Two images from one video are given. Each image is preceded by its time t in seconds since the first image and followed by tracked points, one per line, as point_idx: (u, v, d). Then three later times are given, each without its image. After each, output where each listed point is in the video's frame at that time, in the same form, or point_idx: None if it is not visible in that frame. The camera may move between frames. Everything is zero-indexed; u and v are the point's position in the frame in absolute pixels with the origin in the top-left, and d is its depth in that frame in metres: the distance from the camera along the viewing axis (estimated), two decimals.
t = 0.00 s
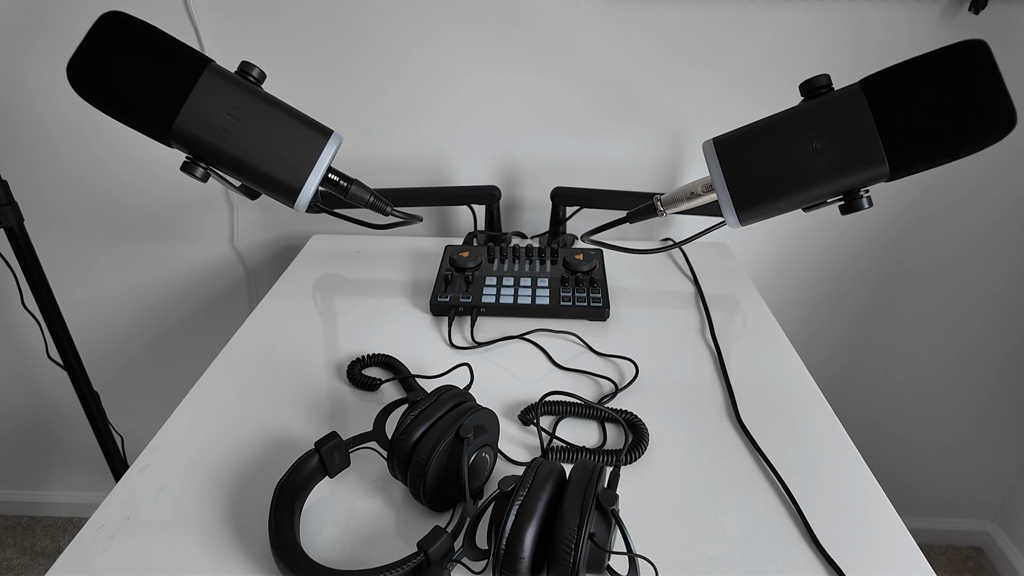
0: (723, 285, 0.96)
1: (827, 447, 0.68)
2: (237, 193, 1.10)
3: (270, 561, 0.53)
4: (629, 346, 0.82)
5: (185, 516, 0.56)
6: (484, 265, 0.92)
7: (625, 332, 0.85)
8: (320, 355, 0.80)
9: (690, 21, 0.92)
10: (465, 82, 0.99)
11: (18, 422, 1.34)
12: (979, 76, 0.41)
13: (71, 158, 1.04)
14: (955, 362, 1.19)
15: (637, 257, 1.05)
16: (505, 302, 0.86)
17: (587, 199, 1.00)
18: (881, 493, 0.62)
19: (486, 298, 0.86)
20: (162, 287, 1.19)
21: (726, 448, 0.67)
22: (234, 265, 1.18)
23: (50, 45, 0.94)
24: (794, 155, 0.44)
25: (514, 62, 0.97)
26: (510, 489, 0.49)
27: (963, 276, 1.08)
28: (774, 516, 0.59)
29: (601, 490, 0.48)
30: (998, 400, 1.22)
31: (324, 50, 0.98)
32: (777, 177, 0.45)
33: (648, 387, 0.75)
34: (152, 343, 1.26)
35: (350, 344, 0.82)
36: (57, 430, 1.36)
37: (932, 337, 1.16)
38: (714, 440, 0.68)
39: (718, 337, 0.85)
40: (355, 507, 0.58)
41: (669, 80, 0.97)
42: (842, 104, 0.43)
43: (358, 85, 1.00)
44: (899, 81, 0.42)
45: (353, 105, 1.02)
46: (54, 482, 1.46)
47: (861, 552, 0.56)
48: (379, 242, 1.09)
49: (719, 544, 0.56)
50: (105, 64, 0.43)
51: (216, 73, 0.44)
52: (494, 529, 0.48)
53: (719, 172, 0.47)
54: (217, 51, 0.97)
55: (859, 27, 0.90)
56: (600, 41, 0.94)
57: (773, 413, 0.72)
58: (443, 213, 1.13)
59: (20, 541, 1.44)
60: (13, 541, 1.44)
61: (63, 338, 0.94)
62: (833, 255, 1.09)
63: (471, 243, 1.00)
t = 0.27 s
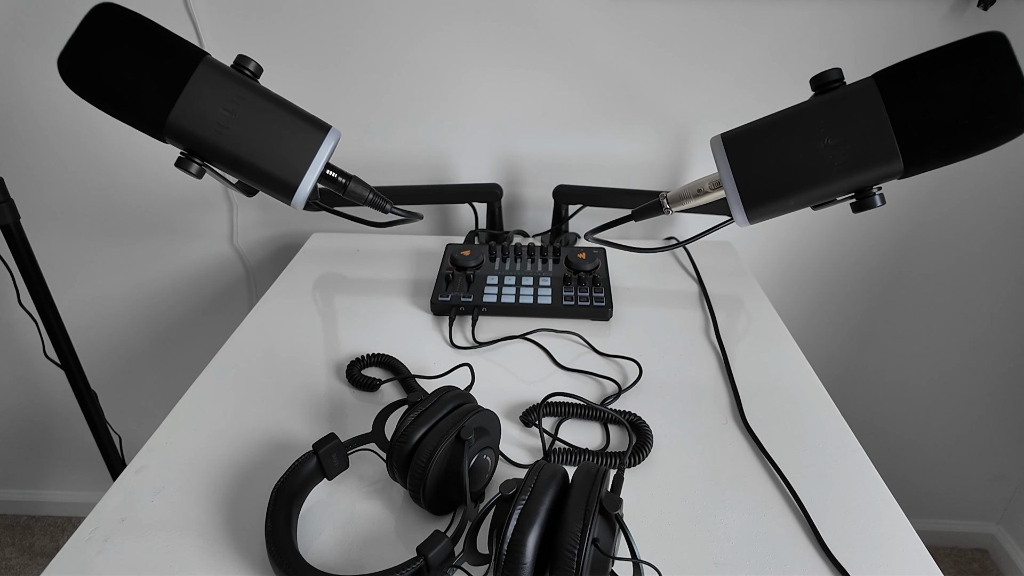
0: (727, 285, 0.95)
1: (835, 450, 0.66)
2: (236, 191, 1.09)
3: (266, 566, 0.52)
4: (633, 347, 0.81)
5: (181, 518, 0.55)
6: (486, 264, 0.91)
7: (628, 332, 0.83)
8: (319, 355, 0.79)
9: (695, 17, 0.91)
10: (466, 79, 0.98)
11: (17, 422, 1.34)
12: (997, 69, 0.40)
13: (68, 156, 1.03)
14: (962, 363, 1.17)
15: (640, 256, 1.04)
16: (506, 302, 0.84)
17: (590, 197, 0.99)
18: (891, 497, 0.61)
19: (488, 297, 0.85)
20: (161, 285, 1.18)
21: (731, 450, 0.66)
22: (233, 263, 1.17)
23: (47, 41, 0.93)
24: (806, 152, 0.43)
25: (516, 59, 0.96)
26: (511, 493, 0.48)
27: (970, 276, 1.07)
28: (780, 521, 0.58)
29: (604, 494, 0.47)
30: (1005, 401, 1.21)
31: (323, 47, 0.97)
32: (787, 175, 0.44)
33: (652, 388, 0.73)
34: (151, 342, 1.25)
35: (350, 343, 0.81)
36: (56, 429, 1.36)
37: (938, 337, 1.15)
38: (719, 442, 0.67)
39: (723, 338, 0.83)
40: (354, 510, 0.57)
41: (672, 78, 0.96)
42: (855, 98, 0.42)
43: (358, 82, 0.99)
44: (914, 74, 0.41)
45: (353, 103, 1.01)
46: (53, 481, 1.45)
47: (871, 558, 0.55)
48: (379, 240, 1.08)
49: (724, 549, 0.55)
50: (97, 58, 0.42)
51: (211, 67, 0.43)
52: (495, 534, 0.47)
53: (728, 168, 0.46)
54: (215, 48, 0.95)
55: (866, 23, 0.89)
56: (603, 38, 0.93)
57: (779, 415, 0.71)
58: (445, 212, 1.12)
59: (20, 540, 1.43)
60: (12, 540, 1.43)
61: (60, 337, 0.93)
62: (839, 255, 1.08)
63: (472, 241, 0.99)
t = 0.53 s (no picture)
0: (729, 284, 0.94)
1: (839, 451, 0.65)
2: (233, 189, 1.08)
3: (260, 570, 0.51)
4: (634, 347, 0.80)
5: (175, 522, 0.54)
6: (485, 263, 0.90)
7: (629, 332, 0.83)
8: (316, 355, 0.78)
9: (697, 13, 0.90)
10: (465, 76, 0.97)
11: (12, 421, 1.33)
12: (1009, 63, 0.39)
13: (63, 154, 1.02)
14: (965, 363, 1.16)
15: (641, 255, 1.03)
16: (506, 301, 0.83)
17: (590, 195, 0.98)
18: (896, 500, 0.60)
19: (487, 296, 0.84)
20: (157, 284, 1.17)
21: (734, 452, 0.65)
22: (230, 262, 1.16)
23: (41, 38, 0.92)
24: (812, 147, 0.42)
25: (515, 56, 0.95)
26: (510, 497, 0.47)
27: (974, 275, 1.06)
28: (783, 524, 0.57)
29: (605, 498, 0.46)
30: (1008, 401, 1.20)
31: (321, 43, 0.95)
32: (793, 171, 0.43)
33: (653, 389, 0.72)
34: (148, 341, 1.24)
35: (347, 343, 0.81)
36: (52, 429, 1.35)
37: (942, 336, 1.14)
38: (721, 444, 0.66)
39: (725, 338, 0.82)
40: (350, 513, 0.56)
41: (674, 75, 0.95)
42: (863, 92, 0.41)
43: (357, 79, 0.98)
44: (923, 68, 0.40)
45: (351, 100, 1.00)
46: (50, 481, 1.44)
47: (876, 562, 0.54)
48: (377, 239, 1.07)
49: (726, 553, 0.54)
50: (86, 51, 0.41)
51: (203, 60, 0.42)
52: (493, 538, 0.46)
53: (732, 165, 0.45)
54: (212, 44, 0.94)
55: (870, 20, 0.88)
56: (604, 34, 0.92)
57: (782, 415, 0.70)
58: (444, 210, 1.11)
59: (16, 540, 1.43)
60: (8, 540, 1.42)
61: (55, 336, 0.92)
62: (841, 253, 1.07)
63: (472, 240, 0.98)
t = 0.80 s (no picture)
0: (730, 284, 0.93)
1: (841, 454, 0.65)
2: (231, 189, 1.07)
3: None
4: (633, 348, 0.79)
5: (167, 526, 0.54)
6: (484, 263, 0.89)
7: (628, 333, 0.82)
8: (312, 356, 0.77)
9: (697, 11, 0.89)
10: (464, 74, 0.96)
11: (9, 422, 1.32)
12: (1015, 60, 0.38)
13: (59, 153, 1.01)
14: (967, 363, 1.16)
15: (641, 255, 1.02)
16: (504, 302, 0.83)
17: (590, 195, 0.97)
18: (899, 503, 0.59)
19: (485, 297, 0.83)
20: (154, 284, 1.17)
21: (734, 455, 0.64)
22: (228, 262, 1.15)
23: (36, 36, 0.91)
24: (814, 146, 0.41)
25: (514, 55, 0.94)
26: (507, 501, 0.46)
27: (977, 275, 1.05)
28: (786, 529, 0.56)
29: (603, 503, 0.45)
30: (1011, 402, 1.19)
31: (318, 42, 0.95)
32: (794, 170, 0.42)
33: (652, 391, 0.72)
34: (145, 341, 1.23)
35: (343, 344, 0.80)
36: (49, 429, 1.34)
37: (943, 337, 1.13)
38: (722, 446, 0.65)
39: (725, 339, 0.82)
40: (345, 517, 0.55)
41: (674, 74, 0.94)
42: (866, 90, 0.40)
43: (354, 77, 0.97)
44: (927, 66, 0.39)
45: (349, 99, 0.99)
46: (47, 482, 1.43)
47: (879, 567, 0.53)
48: (376, 239, 1.06)
49: (727, 558, 0.53)
50: (74, 47, 0.41)
51: (193, 58, 0.42)
52: (490, 543, 0.45)
53: (732, 164, 0.44)
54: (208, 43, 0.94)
55: (872, 18, 0.87)
56: (603, 33, 0.91)
57: (783, 417, 0.69)
58: (442, 210, 1.10)
59: (13, 541, 1.42)
60: (5, 541, 1.42)
61: (50, 337, 0.92)
62: (843, 253, 1.06)
63: (470, 240, 0.98)
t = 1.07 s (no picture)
0: (731, 283, 0.92)
1: (844, 455, 0.64)
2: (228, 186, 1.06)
3: None
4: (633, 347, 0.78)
5: (157, 528, 0.53)
6: (482, 261, 0.88)
7: (628, 332, 0.81)
8: (308, 355, 0.76)
9: (698, 7, 0.88)
10: (463, 71, 0.95)
11: (6, 421, 1.31)
12: None
13: (54, 150, 1.00)
14: (971, 362, 1.15)
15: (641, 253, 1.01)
16: (503, 300, 0.82)
17: (590, 193, 0.96)
18: (904, 505, 0.58)
19: (483, 296, 0.82)
20: (151, 283, 1.16)
21: (736, 457, 0.63)
22: (225, 260, 1.14)
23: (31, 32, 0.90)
24: (819, 140, 0.40)
25: (513, 52, 0.93)
26: (503, 504, 0.44)
27: (981, 274, 1.04)
28: (788, 532, 0.55)
29: (602, 505, 0.44)
30: (1014, 402, 1.18)
31: (315, 38, 0.94)
32: (799, 165, 0.41)
33: (652, 391, 0.71)
34: (142, 340, 1.22)
35: (340, 343, 0.79)
36: (46, 428, 1.33)
37: (947, 336, 1.12)
38: (723, 447, 0.64)
39: (726, 338, 0.81)
40: (340, 519, 0.54)
41: (674, 70, 0.93)
42: (873, 82, 0.39)
43: (352, 74, 0.96)
44: (935, 58, 0.38)
45: (346, 96, 0.98)
46: (44, 482, 1.42)
47: (884, 571, 0.52)
48: (374, 237, 1.05)
49: (728, 562, 0.52)
50: (59, 39, 0.40)
51: (182, 50, 0.41)
52: (486, 547, 0.44)
53: (735, 159, 0.43)
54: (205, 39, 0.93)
55: (876, 13, 0.86)
56: (603, 29, 0.90)
57: (785, 418, 0.68)
58: (441, 208, 1.09)
59: (10, 541, 1.41)
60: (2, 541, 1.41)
61: (45, 335, 0.91)
62: (845, 252, 1.05)
63: (469, 238, 0.97)
